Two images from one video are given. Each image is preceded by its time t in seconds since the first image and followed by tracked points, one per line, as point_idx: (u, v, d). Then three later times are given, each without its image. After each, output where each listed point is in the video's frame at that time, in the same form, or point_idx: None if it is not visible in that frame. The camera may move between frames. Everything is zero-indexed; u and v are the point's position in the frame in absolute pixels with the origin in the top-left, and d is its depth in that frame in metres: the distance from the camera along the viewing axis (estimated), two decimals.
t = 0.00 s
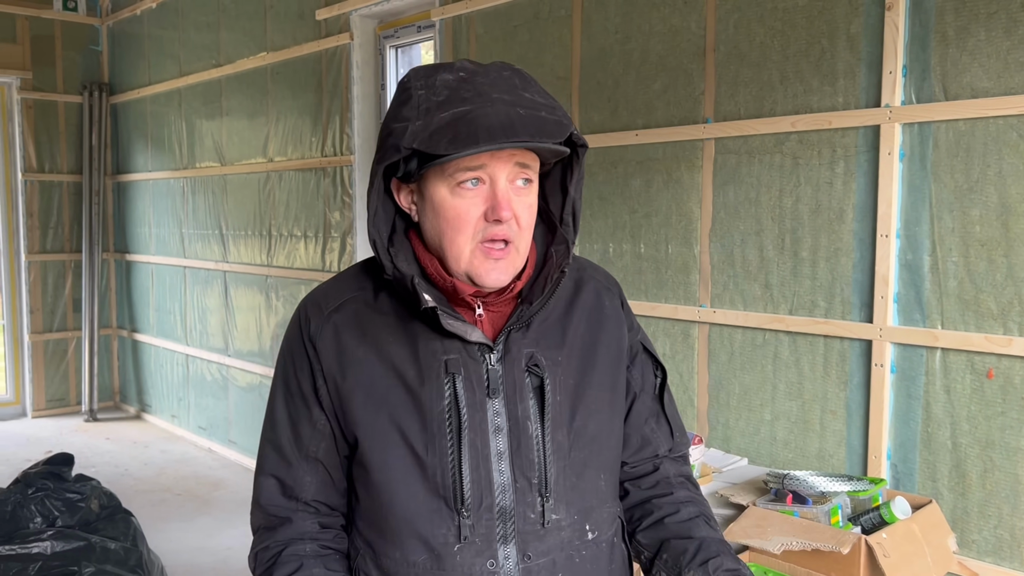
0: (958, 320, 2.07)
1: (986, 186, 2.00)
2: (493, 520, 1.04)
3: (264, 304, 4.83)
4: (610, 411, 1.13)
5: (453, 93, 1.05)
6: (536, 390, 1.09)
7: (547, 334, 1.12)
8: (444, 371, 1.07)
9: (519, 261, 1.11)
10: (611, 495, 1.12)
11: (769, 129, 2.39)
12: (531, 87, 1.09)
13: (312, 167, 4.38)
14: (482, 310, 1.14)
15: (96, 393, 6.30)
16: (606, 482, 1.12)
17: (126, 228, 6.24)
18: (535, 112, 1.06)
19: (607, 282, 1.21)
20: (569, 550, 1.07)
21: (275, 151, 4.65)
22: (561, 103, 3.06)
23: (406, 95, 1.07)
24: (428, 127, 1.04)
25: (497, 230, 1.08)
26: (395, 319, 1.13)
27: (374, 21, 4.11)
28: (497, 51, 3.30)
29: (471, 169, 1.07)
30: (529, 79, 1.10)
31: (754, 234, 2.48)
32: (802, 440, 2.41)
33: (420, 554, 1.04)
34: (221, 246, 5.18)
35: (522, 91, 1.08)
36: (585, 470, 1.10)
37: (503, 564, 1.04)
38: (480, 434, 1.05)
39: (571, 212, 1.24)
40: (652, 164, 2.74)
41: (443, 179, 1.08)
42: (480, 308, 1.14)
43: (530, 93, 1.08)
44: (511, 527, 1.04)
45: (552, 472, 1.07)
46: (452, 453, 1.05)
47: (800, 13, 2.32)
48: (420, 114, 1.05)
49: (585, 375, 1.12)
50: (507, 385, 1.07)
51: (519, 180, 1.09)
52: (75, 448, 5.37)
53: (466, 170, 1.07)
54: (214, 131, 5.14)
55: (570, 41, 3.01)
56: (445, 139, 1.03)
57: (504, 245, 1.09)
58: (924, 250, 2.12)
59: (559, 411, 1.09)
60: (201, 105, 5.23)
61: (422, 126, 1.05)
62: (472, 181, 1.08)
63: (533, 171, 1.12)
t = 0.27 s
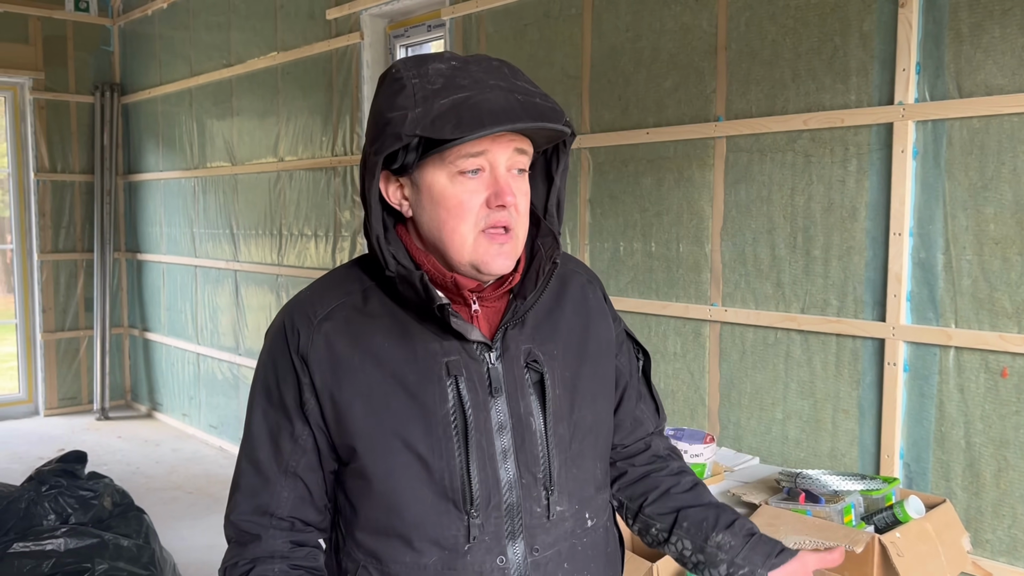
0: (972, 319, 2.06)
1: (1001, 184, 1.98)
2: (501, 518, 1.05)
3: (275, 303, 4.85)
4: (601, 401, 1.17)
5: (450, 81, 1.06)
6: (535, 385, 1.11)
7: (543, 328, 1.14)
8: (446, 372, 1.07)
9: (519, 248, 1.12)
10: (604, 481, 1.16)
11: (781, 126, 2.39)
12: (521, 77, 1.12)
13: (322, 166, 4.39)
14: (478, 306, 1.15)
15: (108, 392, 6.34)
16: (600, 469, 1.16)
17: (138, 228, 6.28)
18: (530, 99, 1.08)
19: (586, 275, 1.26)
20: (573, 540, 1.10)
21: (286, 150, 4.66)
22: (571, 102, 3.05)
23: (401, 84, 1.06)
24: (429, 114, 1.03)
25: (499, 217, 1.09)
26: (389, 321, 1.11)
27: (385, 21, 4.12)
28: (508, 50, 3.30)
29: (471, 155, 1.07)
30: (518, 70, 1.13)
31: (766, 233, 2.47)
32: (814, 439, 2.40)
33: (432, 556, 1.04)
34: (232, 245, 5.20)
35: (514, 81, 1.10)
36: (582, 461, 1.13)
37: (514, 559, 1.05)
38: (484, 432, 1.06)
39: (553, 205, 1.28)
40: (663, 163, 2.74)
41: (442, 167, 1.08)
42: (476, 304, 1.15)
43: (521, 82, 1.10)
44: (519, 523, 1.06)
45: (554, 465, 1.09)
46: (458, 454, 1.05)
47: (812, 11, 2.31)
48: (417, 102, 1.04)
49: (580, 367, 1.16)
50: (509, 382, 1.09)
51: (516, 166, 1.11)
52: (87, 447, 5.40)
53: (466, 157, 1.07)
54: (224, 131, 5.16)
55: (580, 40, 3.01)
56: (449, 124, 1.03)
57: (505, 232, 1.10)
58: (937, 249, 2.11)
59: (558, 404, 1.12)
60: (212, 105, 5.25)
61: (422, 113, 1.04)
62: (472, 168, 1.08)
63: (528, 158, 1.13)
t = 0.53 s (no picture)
0: (986, 318, 2.05)
1: (1015, 182, 1.97)
2: (519, 514, 1.06)
3: (286, 302, 4.87)
4: (605, 394, 1.19)
5: (457, 84, 1.06)
6: (547, 381, 1.12)
7: (551, 325, 1.16)
8: (461, 371, 1.08)
9: (524, 249, 1.13)
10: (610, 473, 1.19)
11: (792, 125, 2.38)
12: (525, 80, 1.13)
13: (333, 166, 4.41)
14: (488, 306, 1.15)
15: (119, 390, 6.38)
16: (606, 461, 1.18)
17: (149, 227, 6.32)
18: (535, 101, 1.09)
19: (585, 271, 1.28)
20: (586, 532, 1.12)
21: (296, 150, 4.68)
22: (582, 100, 3.05)
23: (408, 88, 1.06)
24: (439, 118, 1.04)
25: (506, 218, 1.10)
26: (402, 322, 1.11)
27: (395, 21, 4.12)
28: (518, 49, 3.30)
29: (478, 158, 1.08)
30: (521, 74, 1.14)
31: (777, 232, 2.47)
32: (826, 438, 2.39)
33: (454, 553, 1.04)
34: (243, 244, 5.23)
35: (518, 83, 1.11)
36: (590, 454, 1.15)
37: (532, 553, 1.06)
38: (500, 430, 1.07)
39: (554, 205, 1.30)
40: (674, 161, 2.73)
41: (449, 170, 1.08)
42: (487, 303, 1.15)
43: (524, 84, 1.11)
44: (536, 517, 1.07)
45: (566, 459, 1.11)
46: (474, 453, 1.06)
47: (824, 9, 2.31)
48: (426, 107, 1.04)
49: (586, 361, 1.18)
50: (522, 379, 1.10)
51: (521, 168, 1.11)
52: (100, 445, 5.44)
53: (473, 160, 1.08)
54: (235, 130, 5.18)
55: (591, 39, 3.01)
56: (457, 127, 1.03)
57: (511, 234, 1.11)
58: (950, 247, 2.10)
59: (568, 399, 1.13)
60: (223, 105, 5.27)
61: (431, 118, 1.04)
62: (479, 171, 1.09)
63: (531, 159, 1.14)
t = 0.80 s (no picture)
0: (997, 318, 2.05)
1: None
2: (527, 518, 1.06)
3: (295, 302, 4.88)
4: (614, 404, 1.19)
5: (459, 81, 1.07)
6: (557, 386, 1.12)
7: (561, 330, 1.16)
8: (471, 371, 1.08)
9: (530, 245, 1.13)
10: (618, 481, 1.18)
11: (802, 125, 2.38)
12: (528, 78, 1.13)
13: (342, 166, 4.42)
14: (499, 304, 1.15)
15: (129, 389, 6.42)
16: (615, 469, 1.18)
17: (158, 227, 6.35)
18: (537, 97, 1.10)
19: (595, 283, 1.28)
20: (595, 538, 1.11)
21: (305, 150, 4.69)
22: (591, 101, 3.05)
23: (411, 87, 1.08)
24: (440, 113, 1.05)
25: (510, 213, 1.10)
26: (414, 326, 1.11)
27: (404, 21, 4.13)
28: (527, 49, 3.31)
29: (480, 153, 1.08)
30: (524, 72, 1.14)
31: (788, 232, 2.46)
32: (836, 438, 2.39)
33: (463, 554, 1.04)
34: (252, 244, 5.25)
35: (521, 81, 1.11)
36: (599, 462, 1.15)
37: (539, 558, 1.05)
38: (510, 432, 1.07)
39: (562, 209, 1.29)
40: (684, 162, 2.73)
41: (452, 165, 1.09)
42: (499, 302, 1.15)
43: (526, 81, 1.12)
44: (544, 522, 1.07)
45: (575, 464, 1.11)
46: (485, 454, 1.06)
47: (834, 9, 2.30)
48: (428, 102, 1.05)
49: (596, 369, 1.17)
50: (532, 382, 1.10)
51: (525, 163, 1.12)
52: (110, 444, 5.47)
53: (475, 155, 1.08)
54: (244, 131, 5.20)
55: (600, 39, 3.01)
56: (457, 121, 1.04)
57: (517, 228, 1.11)
58: (962, 248, 2.09)
59: (578, 404, 1.13)
60: (232, 105, 5.30)
61: (433, 113, 1.05)
62: (481, 166, 1.09)
63: (535, 155, 1.14)
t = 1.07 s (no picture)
0: (1009, 318, 2.04)
1: None
2: (517, 521, 1.04)
3: (302, 302, 4.89)
4: (631, 416, 1.15)
5: (462, 84, 1.09)
6: (563, 393, 1.09)
7: (574, 337, 1.13)
8: (468, 369, 1.08)
9: (525, 251, 1.12)
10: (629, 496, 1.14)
11: (812, 125, 2.37)
12: (542, 83, 1.12)
13: (350, 166, 4.43)
14: (507, 305, 1.14)
15: (137, 389, 6.44)
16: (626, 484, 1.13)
17: (166, 227, 6.37)
18: (538, 102, 1.08)
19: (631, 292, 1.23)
20: (591, 552, 1.07)
21: (313, 150, 4.70)
22: (599, 100, 3.05)
23: (420, 90, 1.12)
24: (433, 115, 1.08)
25: (499, 217, 1.09)
26: (423, 322, 1.12)
27: (411, 21, 4.14)
28: (535, 49, 3.31)
29: (473, 155, 1.09)
30: (543, 78, 1.13)
31: (797, 231, 2.46)
32: (846, 439, 2.38)
33: (449, 550, 1.05)
34: (260, 244, 5.26)
35: (531, 84, 1.10)
36: (607, 474, 1.11)
37: (526, 566, 1.04)
38: (506, 434, 1.06)
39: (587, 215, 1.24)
40: (692, 161, 2.73)
41: (448, 167, 1.12)
42: (505, 303, 1.14)
43: (534, 86, 1.11)
44: (535, 530, 1.05)
45: (576, 474, 1.08)
46: (477, 454, 1.05)
47: (844, 9, 2.30)
48: (427, 104, 1.10)
49: (613, 379, 1.13)
50: (533, 386, 1.08)
51: (522, 168, 1.10)
52: (118, 443, 5.49)
53: (468, 157, 1.10)
54: (252, 131, 5.22)
55: (608, 39, 3.00)
56: (446, 123, 1.06)
57: (507, 233, 1.10)
58: (973, 247, 2.09)
59: (585, 414, 1.10)
60: (240, 106, 5.31)
61: (428, 115, 1.09)
62: (471, 169, 1.10)
63: (539, 161, 1.12)
